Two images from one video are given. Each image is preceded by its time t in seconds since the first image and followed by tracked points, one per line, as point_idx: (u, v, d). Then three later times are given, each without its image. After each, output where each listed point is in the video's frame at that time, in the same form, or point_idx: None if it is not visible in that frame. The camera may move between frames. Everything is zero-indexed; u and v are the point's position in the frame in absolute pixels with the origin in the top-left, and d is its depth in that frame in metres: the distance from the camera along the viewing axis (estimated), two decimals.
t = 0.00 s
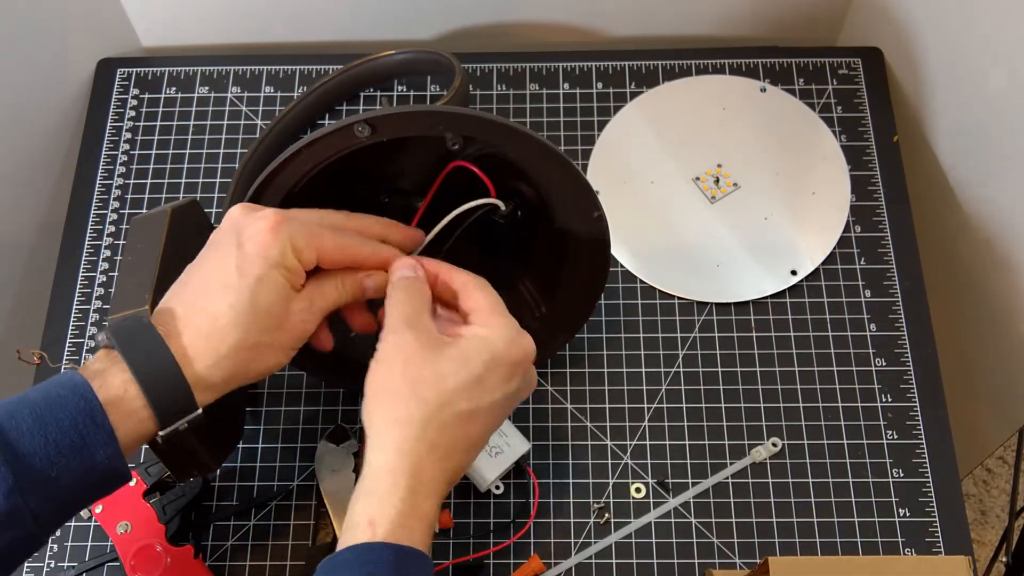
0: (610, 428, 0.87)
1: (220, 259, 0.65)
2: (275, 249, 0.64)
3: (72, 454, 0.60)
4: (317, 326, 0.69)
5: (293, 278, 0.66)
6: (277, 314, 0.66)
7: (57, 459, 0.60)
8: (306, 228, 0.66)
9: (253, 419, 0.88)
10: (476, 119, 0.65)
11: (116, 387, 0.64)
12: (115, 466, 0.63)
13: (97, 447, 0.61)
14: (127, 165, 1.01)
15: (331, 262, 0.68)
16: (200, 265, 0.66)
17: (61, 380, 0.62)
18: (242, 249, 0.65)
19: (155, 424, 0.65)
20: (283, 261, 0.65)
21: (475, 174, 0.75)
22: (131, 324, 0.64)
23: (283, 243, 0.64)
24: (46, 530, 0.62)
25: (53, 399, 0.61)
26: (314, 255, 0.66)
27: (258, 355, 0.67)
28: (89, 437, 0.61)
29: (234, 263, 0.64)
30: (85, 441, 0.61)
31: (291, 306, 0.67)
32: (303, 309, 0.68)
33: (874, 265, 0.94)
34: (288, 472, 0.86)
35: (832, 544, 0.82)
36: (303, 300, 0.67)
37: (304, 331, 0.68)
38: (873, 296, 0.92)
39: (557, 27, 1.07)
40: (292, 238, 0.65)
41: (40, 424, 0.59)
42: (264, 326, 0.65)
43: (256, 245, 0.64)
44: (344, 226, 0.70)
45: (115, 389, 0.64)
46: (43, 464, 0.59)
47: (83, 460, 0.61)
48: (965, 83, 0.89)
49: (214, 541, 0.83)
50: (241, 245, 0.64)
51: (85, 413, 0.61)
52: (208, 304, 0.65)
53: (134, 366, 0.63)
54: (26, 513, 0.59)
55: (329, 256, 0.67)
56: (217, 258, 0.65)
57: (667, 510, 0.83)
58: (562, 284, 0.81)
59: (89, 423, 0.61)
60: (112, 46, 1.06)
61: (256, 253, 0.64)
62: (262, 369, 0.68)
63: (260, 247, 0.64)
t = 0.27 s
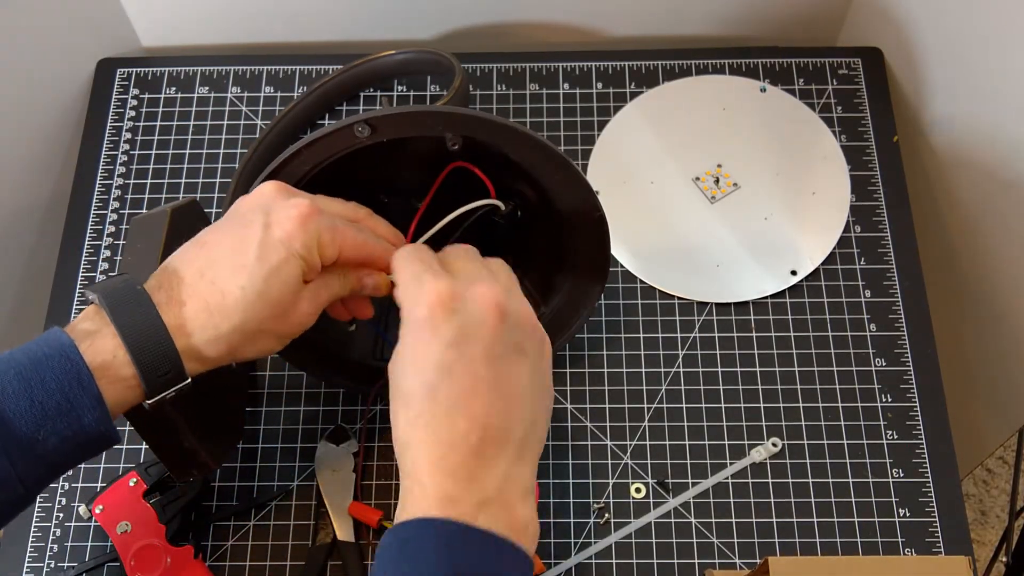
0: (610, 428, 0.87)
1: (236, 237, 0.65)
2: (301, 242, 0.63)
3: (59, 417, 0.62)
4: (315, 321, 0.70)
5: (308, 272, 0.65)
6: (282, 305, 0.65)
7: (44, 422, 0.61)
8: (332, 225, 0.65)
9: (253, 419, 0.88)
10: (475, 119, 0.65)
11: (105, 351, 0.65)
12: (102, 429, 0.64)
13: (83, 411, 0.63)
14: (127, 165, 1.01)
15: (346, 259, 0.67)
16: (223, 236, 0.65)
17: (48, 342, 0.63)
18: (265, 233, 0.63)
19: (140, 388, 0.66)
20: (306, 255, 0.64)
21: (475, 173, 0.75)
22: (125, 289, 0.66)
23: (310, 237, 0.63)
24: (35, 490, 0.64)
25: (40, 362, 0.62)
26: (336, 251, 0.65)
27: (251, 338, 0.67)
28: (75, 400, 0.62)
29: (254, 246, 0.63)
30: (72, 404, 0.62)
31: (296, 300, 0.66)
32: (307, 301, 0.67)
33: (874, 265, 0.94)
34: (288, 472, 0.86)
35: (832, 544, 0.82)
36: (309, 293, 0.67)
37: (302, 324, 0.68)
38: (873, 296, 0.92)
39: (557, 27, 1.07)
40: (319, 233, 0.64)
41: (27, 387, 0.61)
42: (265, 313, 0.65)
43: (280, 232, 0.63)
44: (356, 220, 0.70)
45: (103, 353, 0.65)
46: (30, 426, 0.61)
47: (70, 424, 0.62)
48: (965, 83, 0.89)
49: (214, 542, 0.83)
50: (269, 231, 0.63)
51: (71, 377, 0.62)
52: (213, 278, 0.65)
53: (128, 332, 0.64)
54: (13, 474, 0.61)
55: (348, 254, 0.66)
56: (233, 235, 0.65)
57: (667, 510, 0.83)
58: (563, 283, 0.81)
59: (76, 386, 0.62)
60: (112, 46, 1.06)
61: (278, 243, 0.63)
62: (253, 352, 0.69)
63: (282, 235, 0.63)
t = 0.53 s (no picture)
0: (610, 428, 0.87)
1: (228, 244, 0.65)
2: (291, 250, 0.64)
3: (47, 417, 0.62)
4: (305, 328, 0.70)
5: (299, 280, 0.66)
6: (270, 313, 0.66)
7: (32, 422, 0.61)
8: (322, 236, 0.65)
9: (253, 419, 0.88)
10: (475, 119, 0.65)
11: (94, 354, 0.65)
12: (89, 430, 0.64)
13: (71, 412, 0.63)
14: (127, 165, 1.01)
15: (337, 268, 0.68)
16: (213, 244, 0.66)
17: (39, 340, 0.63)
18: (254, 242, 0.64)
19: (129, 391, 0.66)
20: (296, 263, 0.64)
21: (475, 173, 0.75)
22: (115, 293, 0.65)
23: (300, 245, 0.64)
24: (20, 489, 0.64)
25: (29, 363, 0.62)
26: (325, 260, 0.66)
27: (238, 345, 0.67)
28: (63, 401, 0.63)
29: (244, 254, 0.64)
30: (60, 405, 0.62)
31: (285, 308, 0.67)
32: (296, 311, 0.68)
33: (874, 265, 0.94)
34: (288, 472, 0.86)
35: (832, 544, 0.82)
36: (300, 301, 0.67)
37: (290, 332, 0.69)
38: (873, 296, 0.92)
39: (557, 27, 1.07)
40: (309, 242, 0.65)
41: (16, 388, 0.61)
42: (253, 321, 0.66)
43: (270, 241, 0.64)
44: (345, 226, 0.69)
45: (92, 356, 0.65)
46: (17, 426, 0.61)
47: (58, 424, 0.63)
48: (965, 83, 0.90)
49: (214, 542, 0.83)
50: (258, 240, 0.64)
51: (60, 379, 0.62)
52: (202, 285, 0.66)
53: (118, 333, 0.64)
54: None
55: (338, 263, 0.67)
56: (225, 242, 0.66)
57: (667, 510, 0.83)
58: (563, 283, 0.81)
59: (65, 387, 0.63)
60: (112, 46, 1.06)
61: (267, 252, 0.64)
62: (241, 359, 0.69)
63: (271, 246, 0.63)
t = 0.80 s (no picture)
0: (610, 428, 0.87)
1: (230, 239, 0.65)
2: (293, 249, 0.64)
3: (46, 409, 0.62)
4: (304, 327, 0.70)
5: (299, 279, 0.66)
6: (271, 311, 0.66)
7: (30, 414, 0.61)
8: (325, 235, 0.65)
9: (253, 419, 0.88)
10: (475, 119, 0.65)
11: (92, 345, 0.65)
12: (88, 422, 0.64)
13: (69, 404, 0.63)
14: (127, 166, 1.01)
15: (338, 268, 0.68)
16: (217, 238, 0.66)
17: (37, 333, 0.63)
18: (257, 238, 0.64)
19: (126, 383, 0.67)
20: (297, 262, 0.64)
21: (476, 174, 0.75)
22: (115, 284, 0.65)
23: (302, 244, 0.64)
24: (18, 482, 0.64)
25: (29, 355, 0.62)
26: (326, 261, 0.66)
27: (237, 341, 0.67)
28: (62, 393, 0.63)
29: (246, 250, 0.64)
30: (58, 397, 0.63)
31: (283, 306, 0.66)
32: (296, 308, 0.68)
33: (874, 265, 0.94)
34: (288, 472, 0.86)
35: (832, 544, 0.82)
36: (298, 300, 0.67)
37: (289, 329, 0.69)
38: (873, 296, 0.92)
39: (556, 27, 1.07)
40: (311, 242, 0.64)
41: (15, 379, 0.61)
42: (251, 317, 0.66)
43: (273, 237, 0.63)
44: (351, 228, 0.69)
45: (90, 347, 0.65)
46: (15, 419, 0.61)
47: (57, 416, 0.63)
48: (964, 83, 0.90)
49: (214, 542, 0.83)
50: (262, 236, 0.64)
51: (59, 371, 0.63)
52: (202, 280, 0.66)
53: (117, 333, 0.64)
54: None
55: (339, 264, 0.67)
56: (227, 236, 0.65)
57: (667, 510, 0.83)
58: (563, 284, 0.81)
59: (63, 379, 0.63)
60: (112, 46, 1.06)
61: (270, 249, 0.63)
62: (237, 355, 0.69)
63: (274, 242, 0.63)
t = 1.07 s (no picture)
0: (610, 428, 0.87)
1: (224, 243, 0.65)
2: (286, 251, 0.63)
3: (48, 419, 0.62)
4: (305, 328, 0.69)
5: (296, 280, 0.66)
6: (268, 315, 0.66)
7: (33, 425, 0.62)
8: (319, 235, 0.65)
9: (253, 419, 0.88)
10: (475, 119, 0.65)
11: (93, 354, 0.65)
12: (90, 431, 0.64)
13: (72, 414, 0.63)
14: (127, 166, 1.01)
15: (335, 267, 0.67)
16: (210, 243, 0.66)
17: (41, 345, 0.64)
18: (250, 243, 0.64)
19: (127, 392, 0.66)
20: (292, 264, 0.64)
21: (475, 174, 0.75)
22: (115, 295, 0.66)
23: (295, 244, 0.63)
24: (21, 491, 0.64)
25: (31, 365, 0.62)
26: (322, 260, 0.65)
27: (237, 346, 0.67)
28: (64, 403, 0.63)
29: (240, 254, 0.64)
30: (61, 407, 0.63)
31: (281, 308, 0.66)
32: (295, 312, 0.67)
33: (874, 265, 0.94)
34: (288, 472, 0.86)
35: (832, 544, 0.82)
36: (296, 302, 0.67)
37: (290, 333, 0.69)
38: (873, 296, 0.92)
39: (556, 27, 1.07)
40: (306, 241, 0.64)
41: (18, 389, 0.61)
42: (249, 321, 0.66)
43: (266, 241, 0.63)
44: (345, 228, 0.69)
45: (91, 356, 0.65)
46: (18, 430, 0.61)
47: (59, 426, 0.63)
48: (964, 83, 0.90)
49: (214, 541, 0.83)
50: (254, 242, 0.64)
51: (62, 381, 0.63)
52: (198, 286, 0.66)
53: (118, 336, 0.64)
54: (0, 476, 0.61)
55: (336, 261, 0.66)
56: (221, 241, 0.65)
57: (667, 510, 0.83)
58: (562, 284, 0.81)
59: (66, 388, 0.63)
60: (112, 46, 1.06)
61: (264, 253, 0.63)
62: (239, 359, 0.69)
63: (268, 247, 0.63)
